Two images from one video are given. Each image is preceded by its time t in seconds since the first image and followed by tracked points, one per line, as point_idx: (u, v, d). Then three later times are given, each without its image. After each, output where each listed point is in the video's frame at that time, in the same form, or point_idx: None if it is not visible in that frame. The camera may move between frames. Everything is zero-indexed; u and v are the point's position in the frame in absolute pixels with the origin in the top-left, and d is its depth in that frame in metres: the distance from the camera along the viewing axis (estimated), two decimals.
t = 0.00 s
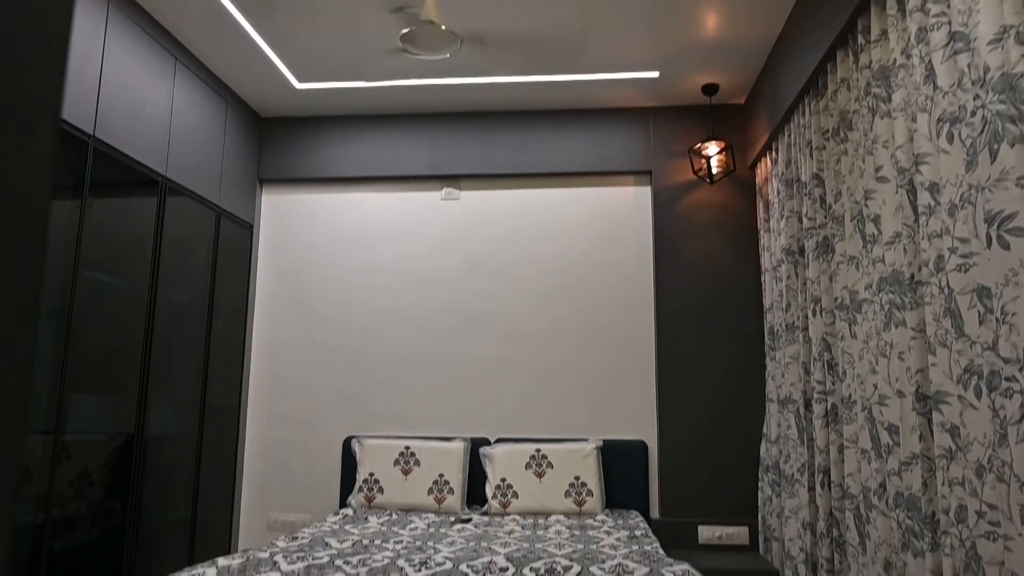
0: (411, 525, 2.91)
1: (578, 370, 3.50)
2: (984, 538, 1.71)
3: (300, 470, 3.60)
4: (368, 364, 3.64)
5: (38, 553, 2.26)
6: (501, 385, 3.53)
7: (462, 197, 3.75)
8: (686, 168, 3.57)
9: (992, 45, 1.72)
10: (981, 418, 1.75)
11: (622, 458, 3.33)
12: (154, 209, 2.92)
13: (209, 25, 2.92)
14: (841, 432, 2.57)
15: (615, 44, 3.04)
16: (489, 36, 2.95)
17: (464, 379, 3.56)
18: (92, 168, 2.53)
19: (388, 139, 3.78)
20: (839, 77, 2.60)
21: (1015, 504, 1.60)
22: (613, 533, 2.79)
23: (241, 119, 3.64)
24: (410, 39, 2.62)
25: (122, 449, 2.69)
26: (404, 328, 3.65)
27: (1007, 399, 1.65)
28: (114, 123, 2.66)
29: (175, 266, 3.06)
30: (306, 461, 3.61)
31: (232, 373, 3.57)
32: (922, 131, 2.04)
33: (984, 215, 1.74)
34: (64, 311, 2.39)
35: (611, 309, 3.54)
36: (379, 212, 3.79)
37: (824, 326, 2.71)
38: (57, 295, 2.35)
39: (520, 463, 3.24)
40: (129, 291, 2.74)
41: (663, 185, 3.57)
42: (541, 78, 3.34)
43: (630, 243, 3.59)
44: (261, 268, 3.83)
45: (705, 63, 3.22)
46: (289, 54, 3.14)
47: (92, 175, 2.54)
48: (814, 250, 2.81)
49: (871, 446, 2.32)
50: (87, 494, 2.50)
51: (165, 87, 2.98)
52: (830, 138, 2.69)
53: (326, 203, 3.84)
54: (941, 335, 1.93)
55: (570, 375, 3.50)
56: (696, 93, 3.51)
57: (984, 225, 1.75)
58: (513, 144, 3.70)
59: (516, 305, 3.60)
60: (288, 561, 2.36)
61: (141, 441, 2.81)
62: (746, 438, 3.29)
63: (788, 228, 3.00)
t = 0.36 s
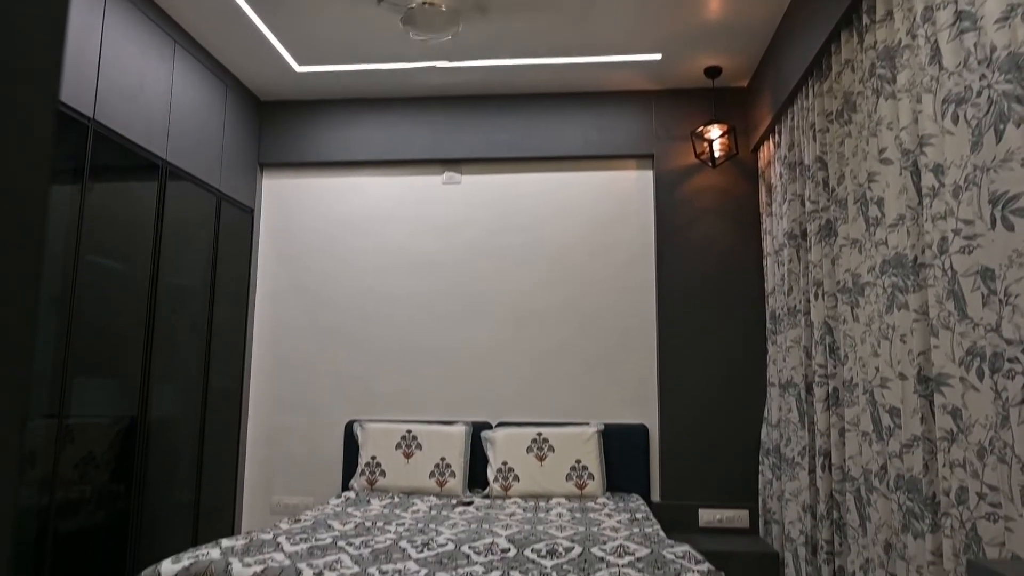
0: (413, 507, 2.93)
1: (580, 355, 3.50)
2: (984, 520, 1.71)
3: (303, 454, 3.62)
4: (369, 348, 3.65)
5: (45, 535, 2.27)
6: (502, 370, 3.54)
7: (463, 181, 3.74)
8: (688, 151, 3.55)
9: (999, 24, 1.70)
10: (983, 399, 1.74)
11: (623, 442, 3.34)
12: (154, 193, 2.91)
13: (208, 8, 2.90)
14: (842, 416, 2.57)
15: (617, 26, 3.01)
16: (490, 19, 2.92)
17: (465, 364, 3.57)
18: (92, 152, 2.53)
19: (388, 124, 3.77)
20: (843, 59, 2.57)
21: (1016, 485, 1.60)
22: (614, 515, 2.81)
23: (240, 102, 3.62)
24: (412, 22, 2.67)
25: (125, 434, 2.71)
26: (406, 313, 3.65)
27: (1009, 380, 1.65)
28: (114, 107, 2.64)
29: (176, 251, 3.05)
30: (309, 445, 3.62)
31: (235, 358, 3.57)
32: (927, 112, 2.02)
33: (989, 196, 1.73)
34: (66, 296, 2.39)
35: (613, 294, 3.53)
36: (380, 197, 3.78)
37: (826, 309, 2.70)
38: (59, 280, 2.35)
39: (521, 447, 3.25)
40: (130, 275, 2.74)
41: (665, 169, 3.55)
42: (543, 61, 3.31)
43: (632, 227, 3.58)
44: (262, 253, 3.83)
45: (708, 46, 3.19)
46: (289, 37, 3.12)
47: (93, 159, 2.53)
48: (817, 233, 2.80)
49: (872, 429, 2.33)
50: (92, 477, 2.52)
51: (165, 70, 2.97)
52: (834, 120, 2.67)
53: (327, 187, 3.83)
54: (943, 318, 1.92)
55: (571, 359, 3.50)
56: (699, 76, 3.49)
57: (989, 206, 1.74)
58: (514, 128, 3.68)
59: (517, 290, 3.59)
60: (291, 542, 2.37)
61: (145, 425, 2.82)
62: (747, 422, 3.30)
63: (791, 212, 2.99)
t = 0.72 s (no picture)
0: (415, 490, 2.94)
1: (580, 339, 3.50)
2: (984, 501, 1.71)
3: (305, 438, 3.64)
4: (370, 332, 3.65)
5: (48, 517, 2.29)
6: (503, 355, 3.54)
7: (463, 165, 3.72)
8: (690, 135, 3.53)
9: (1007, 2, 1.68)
10: (986, 381, 1.74)
11: (623, 426, 3.35)
12: (154, 176, 2.90)
13: None
14: (842, 399, 2.57)
15: (618, 8, 2.98)
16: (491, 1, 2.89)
17: (466, 348, 3.57)
18: (90, 135, 2.51)
19: (388, 107, 3.74)
20: (847, 39, 2.54)
21: (1017, 467, 1.60)
22: (614, 498, 2.82)
23: (240, 86, 3.60)
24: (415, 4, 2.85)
25: (127, 418, 2.71)
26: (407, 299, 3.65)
27: (1011, 362, 1.64)
28: (112, 89, 2.63)
29: (176, 235, 3.05)
30: (310, 429, 3.64)
31: (236, 342, 3.58)
32: (932, 93, 2.00)
33: (993, 177, 1.72)
34: (65, 281, 2.39)
35: (614, 279, 3.53)
36: (380, 181, 3.77)
37: (828, 293, 2.69)
38: (59, 265, 2.34)
39: (522, 431, 3.26)
40: (131, 260, 2.74)
41: (666, 153, 3.53)
42: (544, 43, 3.29)
43: (633, 212, 3.57)
44: (263, 238, 3.82)
45: (710, 28, 3.16)
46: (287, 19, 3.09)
47: (92, 142, 2.52)
48: (819, 216, 2.79)
49: (873, 412, 2.32)
50: (94, 461, 2.53)
51: (163, 53, 2.94)
52: (837, 102, 2.65)
53: (327, 171, 3.82)
54: (945, 300, 1.91)
55: (571, 344, 3.50)
56: (701, 58, 3.45)
57: (993, 187, 1.72)
58: (515, 111, 3.65)
59: (518, 275, 3.59)
60: (294, 524, 2.39)
61: (147, 409, 2.83)
62: (748, 406, 3.30)
63: (793, 195, 2.98)
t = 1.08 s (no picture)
0: (415, 475, 2.95)
1: (581, 325, 3.50)
2: (983, 484, 1.72)
3: (306, 424, 3.65)
4: (370, 318, 3.65)
5: (49, 502, 2.29)
6: (503, 341, 3.54)
7: (464, 150, 3.70)
8: (691, 120, 3.51)
9: None
10: (986, 365, 1.74)
11: (625, 411, 3.35)
12: (153, 161, 2.88)
13: None
14: (843, 384, 2.57)
15: None
16: None
17: (466, 334, 3.57)
18: (88, 120, 2.49)
19: (388, 92, 3.72)
20: (850, 23, 2.52)
21: (1016, 450, 1.61)
22: (614, 483, 2.83)
23: (238, 70, 3.57)
24: None
25: (128, 404, 2.72)
26: (407, 285, 3.65)
27: (1011, 345, 1.64)
28: (109, 74, 2.61)
29: (175, 220, 3.03)
30: (312, 414, 3.65)
31: (236, 328, 3.57)
32: (935, 77, 1.98)
33: (996, 160, 1.71)
34: (65, 266, 2.38)
35: (614, 265, 3.52)
36: (380, 167, 3.75)
37: (829, 279, 2.69)
38: (58, 250, 2.34)
39: (523, 416, 3.27)
40: (130, 245, 2.73)
41: (668, 138, 3.51)
42: (545, 27, 3.26)
43: (634, 197, 3.56)
44: (262, 224, 3.81)
45: (712, 12, 3.13)
46: (285, 3, 3.06)
47: (89, 127, 2.50)
48: (821, 201, 2.78)
49: (873, 396, 2.33)
50: (95, 446, 2.53)
51: (160, 36, 2.92)
52: (840, 87, 2.63)
53: (327, 156, 3.80)
54: (946, 284, 1.91)
55: (571, 330, 3.50)
56: (703, 43, 3.43)
57: (996, 170, 1.72)
58: (516, 96, 3.63)
59: (519, 261, 3.58)
60: (295, 508, 2.39)
61: (148, 395, 2.83)
62: (747, 392, 3.31)
63: (794, 180, 2.97)
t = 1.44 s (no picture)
0: (416, 462, 2.96)
1: (581, 312, 3.50)
2: (983, 470, 1.72)
3: (307, 411, 3.66)
4: (371, 305, 3.65)
5: (52, 487, 2.31)
6: (503, 329, 3.54)
7: (464, 137, 3.69)
8: (692, 106, 3.49)
9: None
10: (987, 351, 1.74)
11: (625, 398, 3.36)
12: (152, 148, 2.87)
13: None
14: (843, 370, 2.57)
15: None
16: None
17: (466, 322, 3.57)
18: (86, 107, 2.48)
19: (387, 78, 3.70)
20: (853, 7, 2.50)
21: (1017, 436, 1.61)
22: (614, 469, 2.84)
23: (237, 56, 3.55)
24: None
25: (129, 391, 2.72)
26: (407, 272, 3.64)
27: (1013, 331, 1.64)
28: (107, 60, 2.59)
29: (175, 207, 3.03)
30: (313, 401, 3.65)
31: (237, 316, 3.58)
32: (939, 61, 1.96)
33: (999, 145, 1.70)
34: (65, 253, 2.38)
35: (615, 252, 3.52)
36: (380, 153, 3.74)
37: (830, 265, 2.68)
38: (56, 237, 2.33)
39: (523, 403, 3.27)
40: (130, 233, 2.73)
41: (669, 125, 3.49)
42: (545, 12, 3.23)
43: (636, 184, 3.55)
44: (262, 211, 3.80)
45: None
46: None
47: (88, 113, 2.49)
48: (822, 187, 2.77)
49: (873, 383, 2.32)
50: (97, 433, 2.54)
51: (159, 22, 2.90)
52: (842, 72, 2.61)
53: (327, 143, 3.79)
54: (948, 270, 1.90)
55: (572, 317, 3.50)
56: (705, 28, 3.40)
57: (999, 155, 1.71)
58: (516, 82, 3.61)
59: (519, 248, 3.58)
60: (296, 494, 2.40)
61: (149, 382, 2.84)
62: (747, 379, 3.31)
63: (795, 166, 2.95)
